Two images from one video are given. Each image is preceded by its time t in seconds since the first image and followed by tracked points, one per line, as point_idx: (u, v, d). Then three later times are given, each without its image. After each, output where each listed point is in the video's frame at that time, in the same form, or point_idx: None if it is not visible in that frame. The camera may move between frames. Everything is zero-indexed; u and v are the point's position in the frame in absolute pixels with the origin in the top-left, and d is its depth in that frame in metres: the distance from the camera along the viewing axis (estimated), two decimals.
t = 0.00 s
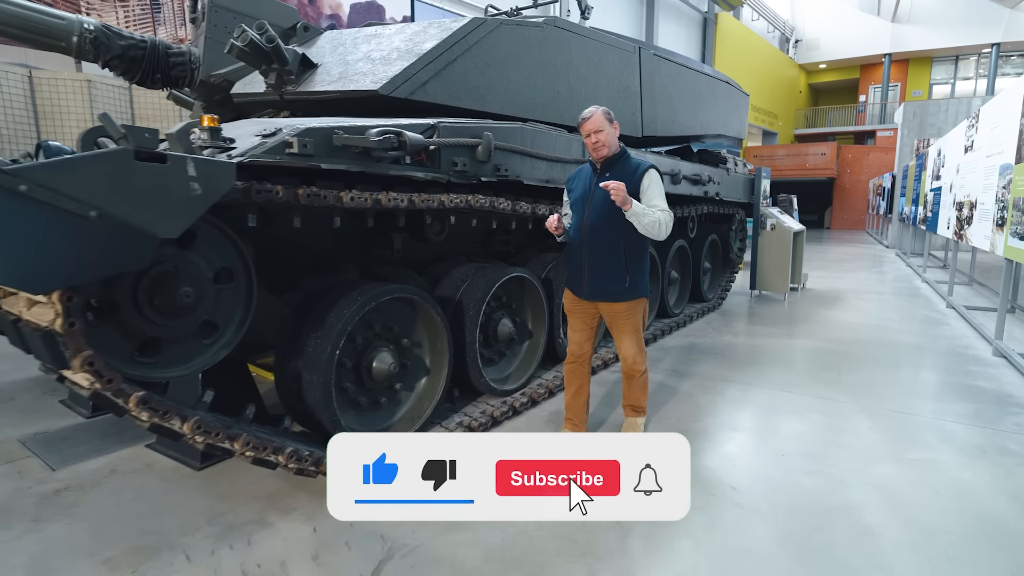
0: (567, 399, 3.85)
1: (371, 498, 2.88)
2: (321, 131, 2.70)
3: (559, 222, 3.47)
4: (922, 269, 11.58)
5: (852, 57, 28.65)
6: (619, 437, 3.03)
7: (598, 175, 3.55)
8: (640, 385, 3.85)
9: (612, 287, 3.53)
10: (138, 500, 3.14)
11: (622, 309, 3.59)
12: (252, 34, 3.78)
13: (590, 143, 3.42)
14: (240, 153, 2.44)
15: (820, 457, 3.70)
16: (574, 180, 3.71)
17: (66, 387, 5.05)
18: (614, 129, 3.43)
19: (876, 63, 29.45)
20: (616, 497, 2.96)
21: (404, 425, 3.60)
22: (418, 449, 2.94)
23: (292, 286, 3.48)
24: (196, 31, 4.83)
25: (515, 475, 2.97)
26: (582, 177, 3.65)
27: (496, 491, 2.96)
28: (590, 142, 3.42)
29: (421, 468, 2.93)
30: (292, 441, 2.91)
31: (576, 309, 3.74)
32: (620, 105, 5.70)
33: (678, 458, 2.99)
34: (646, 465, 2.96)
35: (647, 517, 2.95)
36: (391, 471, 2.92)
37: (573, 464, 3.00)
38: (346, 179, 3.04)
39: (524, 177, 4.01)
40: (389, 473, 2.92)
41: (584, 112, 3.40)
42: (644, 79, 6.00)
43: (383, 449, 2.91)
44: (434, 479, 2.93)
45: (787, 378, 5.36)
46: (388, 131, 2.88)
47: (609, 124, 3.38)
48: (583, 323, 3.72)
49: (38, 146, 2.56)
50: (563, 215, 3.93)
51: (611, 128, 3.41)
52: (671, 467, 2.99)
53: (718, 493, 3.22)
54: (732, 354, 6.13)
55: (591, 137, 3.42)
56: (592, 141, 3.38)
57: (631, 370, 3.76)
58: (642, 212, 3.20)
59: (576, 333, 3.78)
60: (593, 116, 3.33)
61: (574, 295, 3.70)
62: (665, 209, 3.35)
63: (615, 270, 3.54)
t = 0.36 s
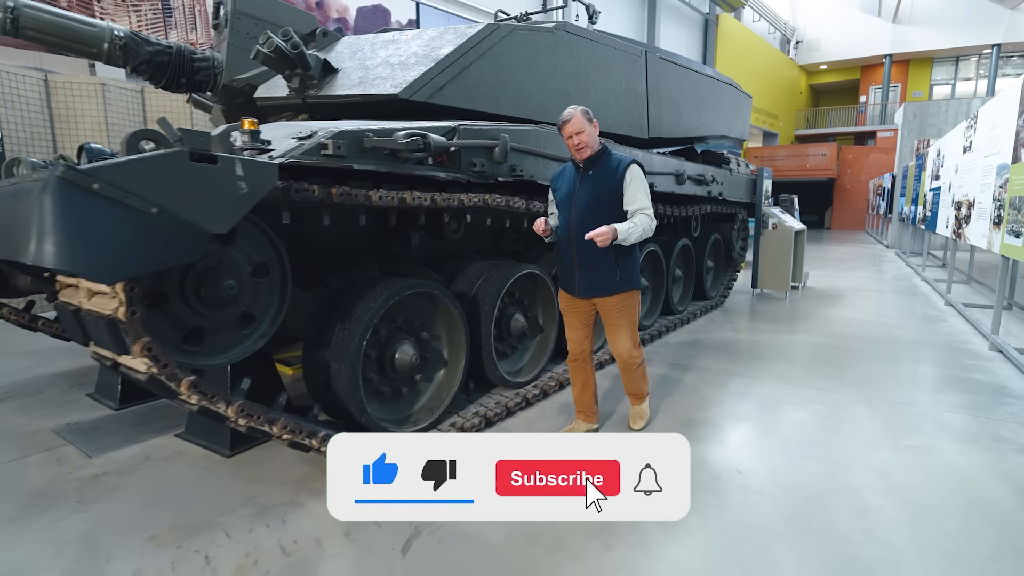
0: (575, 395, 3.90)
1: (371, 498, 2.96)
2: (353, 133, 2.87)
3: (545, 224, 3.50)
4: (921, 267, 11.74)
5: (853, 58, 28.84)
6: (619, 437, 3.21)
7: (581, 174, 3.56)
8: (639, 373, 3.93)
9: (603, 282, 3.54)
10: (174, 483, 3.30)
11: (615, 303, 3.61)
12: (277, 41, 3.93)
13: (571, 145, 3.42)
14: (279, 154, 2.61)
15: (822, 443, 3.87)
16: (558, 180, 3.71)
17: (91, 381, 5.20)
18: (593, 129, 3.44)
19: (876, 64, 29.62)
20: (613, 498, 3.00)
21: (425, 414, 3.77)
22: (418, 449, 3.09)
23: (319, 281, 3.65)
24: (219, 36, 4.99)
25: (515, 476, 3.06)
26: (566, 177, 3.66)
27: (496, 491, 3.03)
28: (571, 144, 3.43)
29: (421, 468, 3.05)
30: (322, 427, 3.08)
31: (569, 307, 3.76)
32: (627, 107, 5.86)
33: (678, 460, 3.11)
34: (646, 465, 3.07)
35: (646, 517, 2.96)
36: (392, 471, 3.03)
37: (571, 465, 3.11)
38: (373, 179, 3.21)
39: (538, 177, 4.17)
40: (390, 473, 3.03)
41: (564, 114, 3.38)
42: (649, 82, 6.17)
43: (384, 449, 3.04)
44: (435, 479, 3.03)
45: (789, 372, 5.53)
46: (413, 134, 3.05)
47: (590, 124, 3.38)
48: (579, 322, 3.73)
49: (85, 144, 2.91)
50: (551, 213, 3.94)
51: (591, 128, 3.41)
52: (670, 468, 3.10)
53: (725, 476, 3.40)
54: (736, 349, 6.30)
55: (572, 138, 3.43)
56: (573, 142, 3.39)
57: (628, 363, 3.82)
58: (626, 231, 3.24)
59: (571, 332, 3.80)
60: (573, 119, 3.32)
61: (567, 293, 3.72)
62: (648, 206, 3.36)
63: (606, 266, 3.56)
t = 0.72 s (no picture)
0: (585, 387, 4.05)
1: (371, 498, 2.91)
2: (382, 137, 3.05)
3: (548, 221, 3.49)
4: (923, 266, 11.88)
5: (854, 58, 28.98)
6: (617, 437, 3.00)
7: (584, 173, 3.51)
8: (624, 383, 3.74)
9: (605, 279, 3.53)
10: (208, 467, 3.43)
11: (615, 299, 3.58)
12: (301, 47, 4.18)
13: (574, 142, 3.36)
14: (317, 156, 2.79)
15: (826, 432, 4.03)
16: (560, 179, 3.67)
17: (114, 373, 5.26)
18: (598, 128, 3.39)
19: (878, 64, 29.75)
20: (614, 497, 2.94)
21: (444, 404, 3.93)
22: (417, 450, 2.98)
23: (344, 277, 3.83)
24: (240, 41, 5.14)
25: (513, 475, 2.95)
26: (569, 176, 3.62)
27: (495, 491, 2.95)
28: (574, 140, 3.37)
29: (421, 468, 2.96)
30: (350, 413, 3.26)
31: (574, 305, 3.76)
32: (635, 109, 6.03)
33: (679, 458, 2.96)
34: (646, 465, 2.96)
35: (647, 517, 2.94)
36: (391, 471, 2.95)
37: (568, 464, 2.96)
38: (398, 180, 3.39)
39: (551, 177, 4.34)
40: (389, 474, 2.95)
41: (569, 112, 3.34)
42: (656, 84, 6.33)
43: (383, 450, 2.95)
44: (434, 479, 2.95)
45: (793, 367, 5.68)
46: (437, 136, 3.23)
47: (595, 123, 3.33)
48: (586, 321, 3.76)
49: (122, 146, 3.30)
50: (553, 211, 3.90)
51: (596, 126, 3.35)
52: (671, 467, 2.96)
53: (734, 462, 3.56)
54: (741, 345, 6.44)
55: (576, 135, 3.38)
56: (577, 139, 3.33)
57: (615, 360, 3.69)
58: (631, 204, 3.20)
59: (578, 330, 3.82)
60: (579, 115, 3.28)
61: (570, 290, 3.71)
62: (651, 202, 3.32)
63: (608, 262, 3.53)
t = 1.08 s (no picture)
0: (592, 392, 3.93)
1: (371, 498, 2.88)
2: (408, 141, 3.24)
3: (556, 224, 3.54)
4: (926, 266, 12.00)
5: (859, 58, 29.05)
6: (620, 437, 2.92)
7: (595, 176, 3.54)
8: (615, 388, 3.71)
9: (605, 284, 3.51)
10: (240, 452, 3.61)
11: (614, 304, 3.56)
12: (324, 53, 4.30)
13: (588, 144, 3.43)
14: (350, 159, 2.98)
15: (829, 423, 4.19)
16: (572, 180, 3.71)
17: (139, 366, 5.43)
18: (613, 132, 3.42)
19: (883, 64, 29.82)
20: (615, 497, 2.89)
21: (462, 394, 4.11)
22: (417, 450, 2.88)
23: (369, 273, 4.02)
24: (262, 46, 5.31)
25: (513, 475, 2.91)
26: (581, 177, 3.65)
27: (495, 490, 2.93)
28: (589, 142, 3.43)
29: (421, 469, 2.89)
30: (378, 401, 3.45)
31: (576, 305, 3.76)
32: (643, 112, 6.19)
33: (681, 458, 2.89)
34: (647, 465, 2.88)
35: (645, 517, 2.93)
36: (391, 472, 2.88)
37: (569, 464, 2.90)
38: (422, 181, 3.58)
39: (563, 178, 4.52)
40: (389, 474, 2.88)
41: (584, 114, 3.38)
42: (664, 86, 6.50)
43: (383, 450, 2.85)
44: (435, 479, 2.90)
45: (798, 362, 5.84)
46: (459, 140, 3.41)
47: (608, 126, 3.37)
48: (590, 324, 3.76)
49: (161, 148, 3.53)
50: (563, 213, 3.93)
51: (609, 130, 3.40)
52: (671, 468, 2.91)
53: (740, 450, 3.73)
54: (746, 342, 6.60)
55: (591, 137, 3.42)
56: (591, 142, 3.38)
57: (608, 364, 3.66)
58: (635, 227, 3.22)
59: (582, 332, 3.83)
60: (593, 119, 3.32)
61: (571, 292, 3.71)
62: (660, 213, 3.35)
63: (610, 269, 3.52)
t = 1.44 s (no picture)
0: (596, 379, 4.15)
1: (371, 498, 2.92)
2: (431, 144, 3.42)
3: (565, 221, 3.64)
4: (932, 265, 12.09)
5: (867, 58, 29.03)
6: (619, 437, 2.98)
7: (608, 173, 3.61)
8: (626, 388, 3.78)
9: (612, 283, 3.58)
10: (271, 439, 3.82)
11: (623, 304, 3.61)
12: (348, 58, 4.57)
13: (603, 139, 3.47)
14: (379, 161, 3.16)
15: (832, 416, 4.35)
16: (585, 175, 3.77)
17: (168, 359, 5.66)
18: (628, 128, 3.46)
19: (891, 63, 29.80)
20: (615, 497, 2.92)
21: (479, 385, 4.30)
22: (417, 449, 2.94)
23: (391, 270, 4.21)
24: (286, 51, 5.51)
25: (513, 475, 2.97)
26: (593, 172, 3.72)
27: (496, 490, 2.98)
28: (603, 138, 3.47)
29: (421, 468, 2.95)
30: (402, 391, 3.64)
31: (583, 304, 3.83)
32: (652, 113, 6.35)
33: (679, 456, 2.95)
34: (646, 465, 2.94)
35: (644, 517, 2.96)
36: (392, 472, 2.93)
37: (569, 464, 2.96)
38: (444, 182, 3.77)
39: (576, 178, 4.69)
40: (389, 474, 2.93)
41: (600, 108, 3.42)
42: (672, 89, 6.65)
43: (383, 450, 2.91)
44: (435, 479, 2.95)
45: (803, 358, 5.99)
46: (479, 142, 3.60)
47: (624, 122, 3.41)
48: (589, 323, 3.84)
49: (196, 151, 3.76)
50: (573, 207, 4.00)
51: (625, 126, 3.44)
52: (672, 466, 2.98)
53: (747, 440, 3.90)
54: (752, 339, 6.75)
55: (605, 133, 3.46)
56: (605, 138, 3.43)
57: (618, 367, 3.72)
58: (647, 239, 3.33)
59: (586, 329, 3.90)
60: (609, 115, 3.35)
61: (579, 289, 3.79)
62: (673, 217, 3.43)
63: (618, 269, 3.57)
